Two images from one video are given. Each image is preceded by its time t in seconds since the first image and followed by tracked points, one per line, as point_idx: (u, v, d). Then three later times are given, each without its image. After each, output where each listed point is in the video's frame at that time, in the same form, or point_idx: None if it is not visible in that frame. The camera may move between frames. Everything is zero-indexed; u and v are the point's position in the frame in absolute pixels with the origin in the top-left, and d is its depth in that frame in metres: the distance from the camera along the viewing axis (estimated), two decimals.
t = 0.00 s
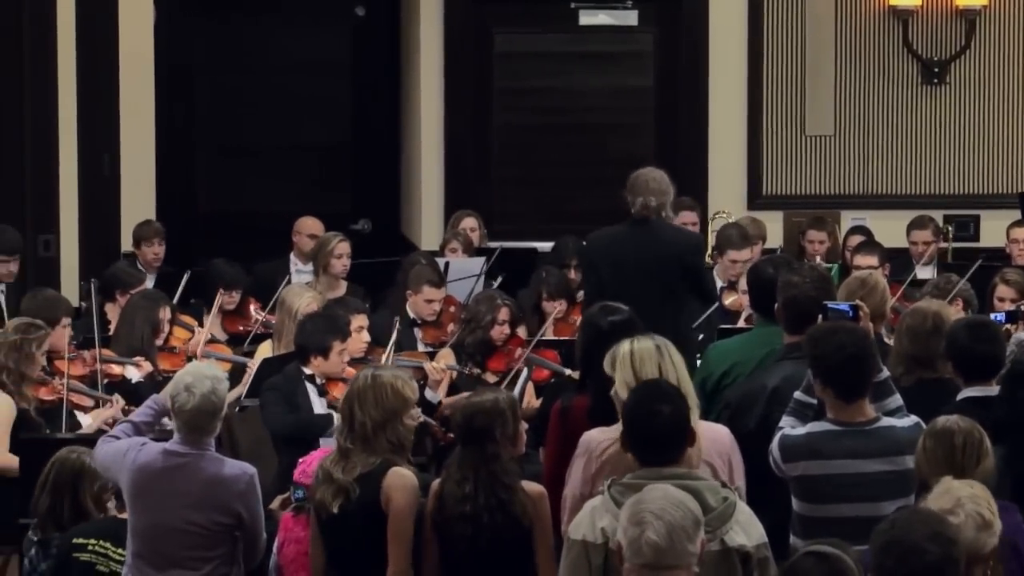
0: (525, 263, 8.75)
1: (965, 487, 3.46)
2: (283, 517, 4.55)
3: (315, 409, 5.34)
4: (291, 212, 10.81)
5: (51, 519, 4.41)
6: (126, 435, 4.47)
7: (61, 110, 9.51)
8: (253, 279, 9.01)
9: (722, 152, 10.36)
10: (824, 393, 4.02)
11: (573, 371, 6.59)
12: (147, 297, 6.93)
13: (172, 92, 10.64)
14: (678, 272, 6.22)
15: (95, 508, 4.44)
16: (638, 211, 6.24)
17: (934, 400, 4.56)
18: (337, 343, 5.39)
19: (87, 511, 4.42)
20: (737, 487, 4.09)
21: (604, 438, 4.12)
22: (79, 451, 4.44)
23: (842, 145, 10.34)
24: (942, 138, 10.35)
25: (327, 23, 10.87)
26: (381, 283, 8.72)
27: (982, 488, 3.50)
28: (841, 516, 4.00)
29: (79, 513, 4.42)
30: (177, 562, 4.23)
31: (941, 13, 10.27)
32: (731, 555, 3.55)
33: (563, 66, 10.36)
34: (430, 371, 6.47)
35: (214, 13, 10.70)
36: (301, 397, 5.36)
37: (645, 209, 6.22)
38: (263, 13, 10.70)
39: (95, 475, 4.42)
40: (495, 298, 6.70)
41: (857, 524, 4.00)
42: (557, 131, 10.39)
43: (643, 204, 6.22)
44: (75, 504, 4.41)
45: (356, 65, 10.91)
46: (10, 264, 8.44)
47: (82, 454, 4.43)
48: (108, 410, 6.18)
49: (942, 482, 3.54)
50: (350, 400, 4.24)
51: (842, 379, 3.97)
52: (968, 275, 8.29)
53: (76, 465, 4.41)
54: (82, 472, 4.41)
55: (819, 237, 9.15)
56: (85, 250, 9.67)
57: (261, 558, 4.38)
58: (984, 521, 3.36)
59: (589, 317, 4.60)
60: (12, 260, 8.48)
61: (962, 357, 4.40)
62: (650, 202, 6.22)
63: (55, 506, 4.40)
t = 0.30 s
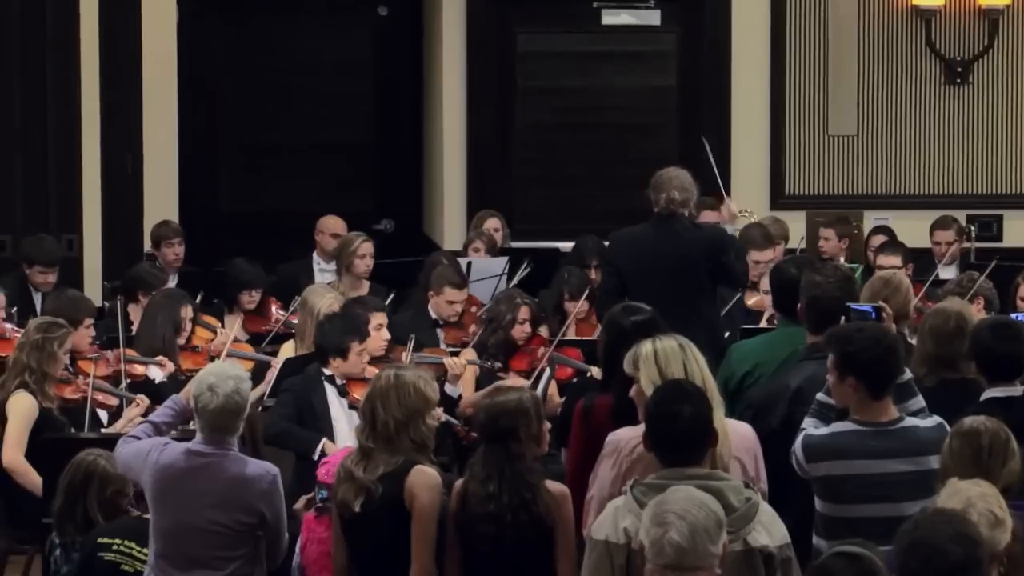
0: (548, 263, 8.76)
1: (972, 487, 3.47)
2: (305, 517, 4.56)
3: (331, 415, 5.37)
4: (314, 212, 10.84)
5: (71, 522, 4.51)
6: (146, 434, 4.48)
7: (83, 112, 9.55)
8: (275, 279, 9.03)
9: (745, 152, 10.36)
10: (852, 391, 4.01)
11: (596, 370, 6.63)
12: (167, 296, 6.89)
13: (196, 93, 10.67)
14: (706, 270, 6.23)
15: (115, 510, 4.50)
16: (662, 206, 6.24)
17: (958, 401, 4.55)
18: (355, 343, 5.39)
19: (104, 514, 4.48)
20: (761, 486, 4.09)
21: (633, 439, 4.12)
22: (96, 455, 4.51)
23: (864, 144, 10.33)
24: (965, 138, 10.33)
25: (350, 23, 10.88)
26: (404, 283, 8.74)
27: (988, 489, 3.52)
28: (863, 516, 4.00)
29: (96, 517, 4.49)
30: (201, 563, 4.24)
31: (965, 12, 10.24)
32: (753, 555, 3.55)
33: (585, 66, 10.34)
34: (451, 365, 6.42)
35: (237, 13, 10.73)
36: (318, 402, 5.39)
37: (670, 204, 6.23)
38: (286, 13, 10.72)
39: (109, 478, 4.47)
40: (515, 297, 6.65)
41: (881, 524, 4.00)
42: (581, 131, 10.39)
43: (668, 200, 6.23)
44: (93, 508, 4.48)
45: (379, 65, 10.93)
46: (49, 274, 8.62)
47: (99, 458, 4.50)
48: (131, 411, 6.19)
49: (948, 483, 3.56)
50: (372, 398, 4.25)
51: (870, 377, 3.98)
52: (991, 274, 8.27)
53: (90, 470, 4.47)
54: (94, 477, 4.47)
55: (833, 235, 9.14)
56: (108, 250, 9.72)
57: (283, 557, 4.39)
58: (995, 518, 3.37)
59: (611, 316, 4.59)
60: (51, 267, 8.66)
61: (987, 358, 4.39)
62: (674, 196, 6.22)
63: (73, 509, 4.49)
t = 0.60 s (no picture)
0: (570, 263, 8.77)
1: (996, 487, 3.46)
2: (329, 516, 4.57)
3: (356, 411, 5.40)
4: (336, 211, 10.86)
5: (93, 520, 4.52)
6: (167, 434, 4.49)
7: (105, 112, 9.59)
8: (297, 278, 9.05)
9: (770, 151, 10.33)
10: (875, 392, 4.00)
11: (618, 368, 6.65)
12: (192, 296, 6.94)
13: (219, 92, 10.70)
14: (727, 271, 6.22)
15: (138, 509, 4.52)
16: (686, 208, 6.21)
17: (981, 400, 4.54)
18: (377, 345, 5.39)
19: (128, 513, 4.51)
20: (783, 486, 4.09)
21: (652, 439, 4.12)
22: (121, 454, 4.51)
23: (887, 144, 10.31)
24: (989, 137, 10.29)
25: (372, 22, 10.89)
26: (426, 282, 8.75)
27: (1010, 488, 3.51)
28: (885, 516, 3.99)
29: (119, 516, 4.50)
30: (224, 561, 4.25)
31: (988, 12, 10.21)
32: (776, 554, 3.55)
33: (607, 66, 10.33)
34: (474, 365, 6.40)
35: (260, 13, 10.75)
36: (342, 404, 5.39)
37: (694, 208, 6.18)
38: (309, 12, 10.74)
39: (135, 478, 4.48)
40: (532, 295, 6.71)
41: (903, 524, 3.99)
42: (603, 130, 10.39)
43: (692, 204, 6.18)
44: (116, 507, 4.49)
45: (401, 64, 10.94)
46: (75, 271, 8.58)
47: (124, 457, 4.50)
48: (154, 409, 6.22)
49: (971, 483, 3.55)
50: (397, 397, 4.26)
51: (892, 376, 3.97)
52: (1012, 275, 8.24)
53: (115, 470, 4.48)
54: (120, 476, 4.47)
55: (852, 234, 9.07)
56: (129, 248, 9.76)
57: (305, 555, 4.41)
58: (1019, 519, 3.36)
59: (632, 316, 4.60)
60: (78, 265, 8.65)
61: (1010, 357, 4.37)
62: (698, 200, 6.16)
63: (96, 507, 4.50)
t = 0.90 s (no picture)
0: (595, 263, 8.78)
1: None
2: (354, 515, 4.60)
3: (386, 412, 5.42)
4: (361, 212, 10.89)
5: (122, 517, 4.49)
6: (192, 433, 4.51)
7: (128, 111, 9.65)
8: (322, 278, 9.09)
9: (792, 151, 10.36)
10: (902, 393, 4.00)
11: (642, 368, 6.67)
12: (216, 296, 6.98)
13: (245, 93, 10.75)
14: (749, 271, 6.24)
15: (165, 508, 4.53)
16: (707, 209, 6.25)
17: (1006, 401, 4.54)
18: (409, 343, 5.41)
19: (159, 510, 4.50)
20: (806, 487, 4.10)
21: (671, 439, 4.12)
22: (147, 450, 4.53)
23: (912, 144, 10.31)
24: (1014, 137, 10.28)
25: (397, 22, 10.91)
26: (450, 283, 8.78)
27: None
28: (911, 515, 4.00)
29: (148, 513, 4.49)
30: (249, 560, 4.28)
31: (1014, 12, 10.19)
32: (800, 554, 3.55)
33: (631, 66, 10.34)
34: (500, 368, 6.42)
35: (285, 13, 10.77)
36: (373, 399, 5.44)
37: (717, 208, 6.21)
38: (334, 13, 10.76)
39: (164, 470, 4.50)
40: (554, 295, 6.70)
41: (927, 524, 4.00)
42: (627, 130, 10.39)
43: (715, 204, 6.21)
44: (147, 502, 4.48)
45: (426, 65, 10.96)
46: (93, 261, 8.77)
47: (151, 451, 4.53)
48: (179, 407, 6.25)
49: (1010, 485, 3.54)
50: (425, 396, 4.29)
51: (917, 373, 3.97)
52: None
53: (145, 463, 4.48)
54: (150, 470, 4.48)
55: (874, 236, 9.05)
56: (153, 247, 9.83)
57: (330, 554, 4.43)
58: None
59: (658, 314, 4.59)
60: (98, 256, 8.80)
61: None
62: (721, 200, 6.19)
63: (126, 505, 4.47)
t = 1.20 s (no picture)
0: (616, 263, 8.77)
1: None
2: (375, 516, 4.59)
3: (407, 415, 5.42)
4: (383, 212, 10.89)
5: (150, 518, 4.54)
6: (213, 434, 4.49)
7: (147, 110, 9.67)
8: (343, 279, 9.09)
9: (815, 150, 10.34)
10: (928, 393, 3.98)
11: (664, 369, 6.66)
12: (243, 296, 6.99)
13: (266, 93, 10.76)
14: (772, 271, 6.22)
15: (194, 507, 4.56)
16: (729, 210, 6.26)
17: None
18: (433, 344, 5.41)
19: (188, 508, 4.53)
20: (828, 488, 4.08)
21: (691, 438, 4.11)
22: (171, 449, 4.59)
23: (934, 145, 10.27)
24: None
25: (420, 23, 10.91)
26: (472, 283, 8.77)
27: None
28: (938, 515, 3.98)
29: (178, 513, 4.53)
30: (272, 560, 4.25)
31: None
32: (822, 555, 3.55)
33: (653, 66, 10.33)
34: (522, 371, 6.47)
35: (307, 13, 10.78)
36: (395, 402, 5.43)
37: (739, 207, 6.22)
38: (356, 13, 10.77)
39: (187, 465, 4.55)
40: (574, 296, 6.72)
41: (953, 525, 3.98)
42: (649, 130, 10.38)
43: (738, 202, 6.23)
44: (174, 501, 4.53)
45: (448, 65, 10.96)
46: (110, 256, 8.77)
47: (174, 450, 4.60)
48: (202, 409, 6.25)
49: None
50: (448, 395, 4.30)
51: (944, 372, 3.95)
52: None
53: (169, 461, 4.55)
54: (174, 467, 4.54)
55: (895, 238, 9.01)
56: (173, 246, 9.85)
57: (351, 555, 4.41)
58: None
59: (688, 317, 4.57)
60: (113, 251, 8.82)
61: None
62: (744, 199, 6.21)
63: (153, 505, 4.53)
